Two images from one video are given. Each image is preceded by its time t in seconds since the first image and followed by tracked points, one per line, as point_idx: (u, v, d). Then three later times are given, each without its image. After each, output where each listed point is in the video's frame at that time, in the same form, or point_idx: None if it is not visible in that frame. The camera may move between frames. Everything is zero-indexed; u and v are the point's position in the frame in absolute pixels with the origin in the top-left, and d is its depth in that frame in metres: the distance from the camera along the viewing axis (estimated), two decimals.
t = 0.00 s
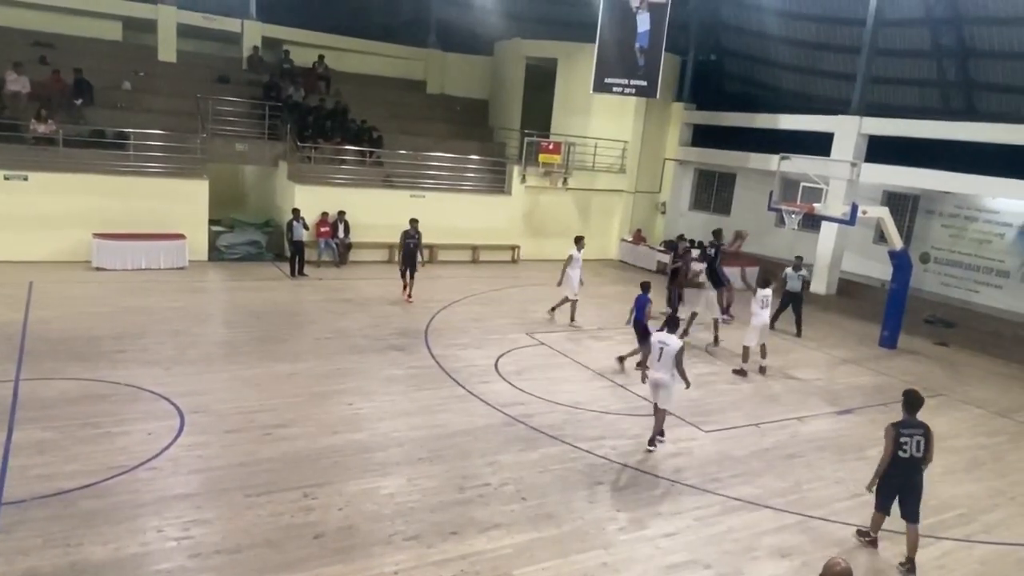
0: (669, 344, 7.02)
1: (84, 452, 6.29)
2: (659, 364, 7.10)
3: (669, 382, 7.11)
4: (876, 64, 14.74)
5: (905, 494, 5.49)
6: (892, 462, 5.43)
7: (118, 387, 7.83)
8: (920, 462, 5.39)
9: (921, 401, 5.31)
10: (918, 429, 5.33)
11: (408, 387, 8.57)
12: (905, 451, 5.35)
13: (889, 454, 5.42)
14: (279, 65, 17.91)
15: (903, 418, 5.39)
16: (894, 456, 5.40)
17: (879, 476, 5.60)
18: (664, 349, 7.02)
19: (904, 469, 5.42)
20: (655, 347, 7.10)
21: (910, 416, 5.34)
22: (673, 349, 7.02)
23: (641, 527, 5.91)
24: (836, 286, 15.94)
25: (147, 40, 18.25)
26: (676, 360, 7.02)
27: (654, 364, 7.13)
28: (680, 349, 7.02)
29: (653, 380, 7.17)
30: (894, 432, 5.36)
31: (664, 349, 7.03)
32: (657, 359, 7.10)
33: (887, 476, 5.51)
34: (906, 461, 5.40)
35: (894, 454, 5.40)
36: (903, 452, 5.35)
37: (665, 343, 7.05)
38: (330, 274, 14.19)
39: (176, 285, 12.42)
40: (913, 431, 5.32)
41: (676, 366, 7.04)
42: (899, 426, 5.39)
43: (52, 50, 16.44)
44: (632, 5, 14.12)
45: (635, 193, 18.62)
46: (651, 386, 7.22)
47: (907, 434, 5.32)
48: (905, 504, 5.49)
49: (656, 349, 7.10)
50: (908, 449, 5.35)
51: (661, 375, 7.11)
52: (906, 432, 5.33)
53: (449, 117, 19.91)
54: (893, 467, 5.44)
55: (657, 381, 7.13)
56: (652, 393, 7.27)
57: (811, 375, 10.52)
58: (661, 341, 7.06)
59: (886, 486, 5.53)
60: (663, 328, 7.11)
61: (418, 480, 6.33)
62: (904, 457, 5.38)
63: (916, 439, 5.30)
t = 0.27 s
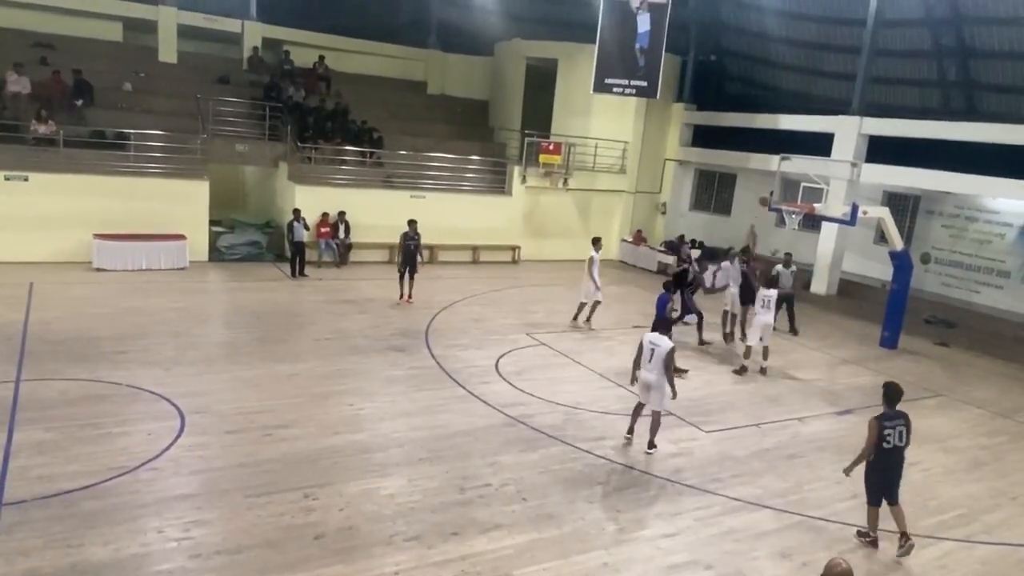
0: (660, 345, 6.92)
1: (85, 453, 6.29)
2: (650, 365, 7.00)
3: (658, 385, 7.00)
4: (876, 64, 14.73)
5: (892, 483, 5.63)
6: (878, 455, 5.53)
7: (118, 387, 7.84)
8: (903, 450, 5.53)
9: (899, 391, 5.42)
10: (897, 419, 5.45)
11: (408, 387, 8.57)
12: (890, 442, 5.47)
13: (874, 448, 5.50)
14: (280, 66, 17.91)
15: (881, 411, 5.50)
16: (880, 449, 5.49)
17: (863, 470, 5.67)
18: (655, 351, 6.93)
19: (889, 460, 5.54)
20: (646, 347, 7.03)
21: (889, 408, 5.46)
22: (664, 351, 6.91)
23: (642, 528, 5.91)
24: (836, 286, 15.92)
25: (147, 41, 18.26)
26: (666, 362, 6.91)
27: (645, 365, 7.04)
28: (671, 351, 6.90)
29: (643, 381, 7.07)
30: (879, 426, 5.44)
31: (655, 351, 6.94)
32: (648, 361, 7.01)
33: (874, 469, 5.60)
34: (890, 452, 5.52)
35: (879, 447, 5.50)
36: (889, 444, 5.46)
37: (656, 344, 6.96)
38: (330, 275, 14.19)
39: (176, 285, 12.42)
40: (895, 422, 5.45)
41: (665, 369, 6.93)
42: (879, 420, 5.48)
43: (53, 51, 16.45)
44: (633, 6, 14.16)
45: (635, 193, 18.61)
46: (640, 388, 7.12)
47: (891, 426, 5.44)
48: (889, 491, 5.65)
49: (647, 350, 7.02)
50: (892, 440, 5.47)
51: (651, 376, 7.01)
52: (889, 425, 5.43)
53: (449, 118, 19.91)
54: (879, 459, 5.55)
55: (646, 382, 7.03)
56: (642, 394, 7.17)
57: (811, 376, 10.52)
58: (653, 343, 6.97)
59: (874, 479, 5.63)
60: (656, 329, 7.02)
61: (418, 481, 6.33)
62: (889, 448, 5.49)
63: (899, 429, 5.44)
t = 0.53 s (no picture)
0: (644, 349, 6.81)
1: (85, 454, 6.30)
2: (634, 370, 6.88)
3: (642, 389, 6.88)
4: (877, 65, 14.73)
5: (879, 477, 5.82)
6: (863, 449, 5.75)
7: (119, 388, 7.84)
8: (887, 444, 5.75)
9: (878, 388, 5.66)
10: (879, 413, 5.69)
11: (408, 388, 8.57)
12: (874, 436, 5.68)
13: (860, 442, 5.74)
14: (280, 67, 17.90)
15: (863, 407, 5.74)
16: (864, 442, 5.72)
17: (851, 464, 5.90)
18: (639, 355, 6.82)
19: (876, 453, 5.75)
20: (630, 353, 6.90)
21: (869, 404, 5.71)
22: (647, 354, 6.80)
23: (642, 529, 5.91)
24: (837, 287, 15.89)
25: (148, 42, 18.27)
26: (650, 366, 6.79)
27: (629, 369, 6.92)
28: (655, 355, 6.79)
29: (628, 386, 6.95)
30: (861, 421, 5.69)
31: (639, 355, 6.82)
32: (632, 365, 6.89)
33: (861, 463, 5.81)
34: (874, 446, 5.73)
35: (864, 441, 5.72)
36: (872, 438, 5.68)
37: (640, 348, 6.85)
38: (330, 276, 14.18)
39: (177, 286, 12.42)
40: (876, 416, 5.68)
41: (649, 373, 6.81)
42: (862, 414, 5.73)
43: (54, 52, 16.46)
44: (632, 7, 14.09)
45: (635, 195, 18.60)
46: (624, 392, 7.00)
47: (873, 420, 5.67)
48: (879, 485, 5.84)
49: (631, 355, 6.90)
50: (876, 433, 5.70)
51: (635, 381, 6.89)
52: (871, 419, 5.67)
53: (449, 119, 19.91)
54: (865, 453, 5.77)
55: (630, 387, 6.91)
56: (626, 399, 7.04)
57: (812, 377, 10.51)
58: (637, 347, 6.86)
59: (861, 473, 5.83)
60: (640, 333, 6.90)
61: (418, 482, 6.32)
62: (874, 441, 5.70)
63: (881, 422, 5.67)
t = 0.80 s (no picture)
0: (626, 349, 6.73)
1: (86, 455, 6.30)
2: (618, 370, 6.82)
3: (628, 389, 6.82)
4: (877, 66, 14.72)
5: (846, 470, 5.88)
6: (832, 442, 5.81)
7: (120, 389, 7.84)
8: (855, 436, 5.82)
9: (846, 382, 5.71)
10: (847, 407, 5.74)
11: (409, 390, 8.57)
12: (842, 429, 5.74)
13: (828, 436, 5.80)
14: (280, 68, 17.90)
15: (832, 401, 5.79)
16: (834, 436, 5.77)
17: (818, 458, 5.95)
18: (621, 356, 6.74)
19: (846, 447, 5.79)
20: (613, 353, 6.84)
21: (837, 398, 5.76)
22: (630, 355, 6.72)
23: (643, 530, 5.91)
24: (837, 288, 15.82)
25: (149, 44, 18.27)
26: (634, 367, 6.71)
27: (614, 370, 6.86)
28: (637, 354, 6.71)
29: (614, 387, 6.90)
30: (829, 414, 5.75)
31: (621, 355, 6.75)
32: (616, 366, 6.82)
33: (830, 456, 5.86)
34: (842, 440, 5.78)
35: (832, 435, 5.78)
36: (841, 431, 5.74)
37: (623, 348, 6.77)
38: (331, 277, 14.18)
39: (177, 287, 12.41)
40: (844, 410, 5.73)
41: (633, 374, 6.74)
42: (830, 408, 5.78)
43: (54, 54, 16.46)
44: (632, 8, 14.08)
45: (636, 196, 18.59)
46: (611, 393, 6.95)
47: (841, 414, 5.72)
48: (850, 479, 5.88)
49: (615, 355, 6.84)
50: (845, 427, 5.74)
51: (620, 382, 6.83)
52: (840, 413, 5.72)
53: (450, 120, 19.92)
54: (833, 446, 5.81)
55: (616, 388, 6.86)
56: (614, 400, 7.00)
57: (812, 378, 10.50)
58: (619, 347, 6.79)
59: (829, 467, 5.88)
60: (622, 333, 6.82)
61: (418, 483, 6.32)
62: (842, 435, 5.76)
63: (849, 416, 5.72)
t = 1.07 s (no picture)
0: (615, 360, 6.51)
1: (86, 456, 6.29)
2: (607, 382, 6.58)
3: (618, 401, 6.61)
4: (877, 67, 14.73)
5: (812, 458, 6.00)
6: (804, 431, 5.88)
7: (120, 391, 7.83)
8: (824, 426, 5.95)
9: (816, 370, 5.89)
10: (818, 395, 5.89)
11: (409, 391, 8.56)
12: (815, 418, 5.85)
13: (802, 426, 5.87)
14: (281, 70, 17.91)
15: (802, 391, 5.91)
16: (806, 425, 5.85)
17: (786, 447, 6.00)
18: (610, 367, 6.51)
19: (815, 437, 5.91)
20: (601, 364, 6.59)
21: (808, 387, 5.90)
22: (620, 365, 6.51)
23: (643, 531, 5.90)
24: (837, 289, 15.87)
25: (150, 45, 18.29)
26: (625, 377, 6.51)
27: (602, 382, 6.62)
28: (627, 364, 6.52)
29: (602, 399, 6.66)
30: (805, 404, 5.82)
31: (610, 366, 6.52)
32: (604, 378, 6.58)
33: (799, 445, 5.94)
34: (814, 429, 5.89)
35: (805, 424, 5.86)
36: (814, 420, 5.85)
37: (612, 359, 6.54)
38: (331, 278, 14.18)
39: (178, 289, 12.41)
40: (816, 398, 5.87)
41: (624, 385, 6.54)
42: (803, 397, 5.87)
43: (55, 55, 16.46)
44: (632, 9, 14.08)
45: (637, 197, 18.58)
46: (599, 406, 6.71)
47: (815, 402, 5.84)
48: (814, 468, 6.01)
49: (602, 367, 6.59)
50: (816, 415, 5.87)
51: (610, 394, 6.60)
52: (813, 402, 5.83)
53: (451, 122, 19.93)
54: (806, 436, 5.90)
55: (605, 400, 6.62)
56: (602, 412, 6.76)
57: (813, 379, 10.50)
58: (607, 358, 6.54)
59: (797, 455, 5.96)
60: (610, 343, 6.58)
61: (419, 484, 6.32)
62: (815, 424, 5.86)
63: (821, 404, 5.86)
